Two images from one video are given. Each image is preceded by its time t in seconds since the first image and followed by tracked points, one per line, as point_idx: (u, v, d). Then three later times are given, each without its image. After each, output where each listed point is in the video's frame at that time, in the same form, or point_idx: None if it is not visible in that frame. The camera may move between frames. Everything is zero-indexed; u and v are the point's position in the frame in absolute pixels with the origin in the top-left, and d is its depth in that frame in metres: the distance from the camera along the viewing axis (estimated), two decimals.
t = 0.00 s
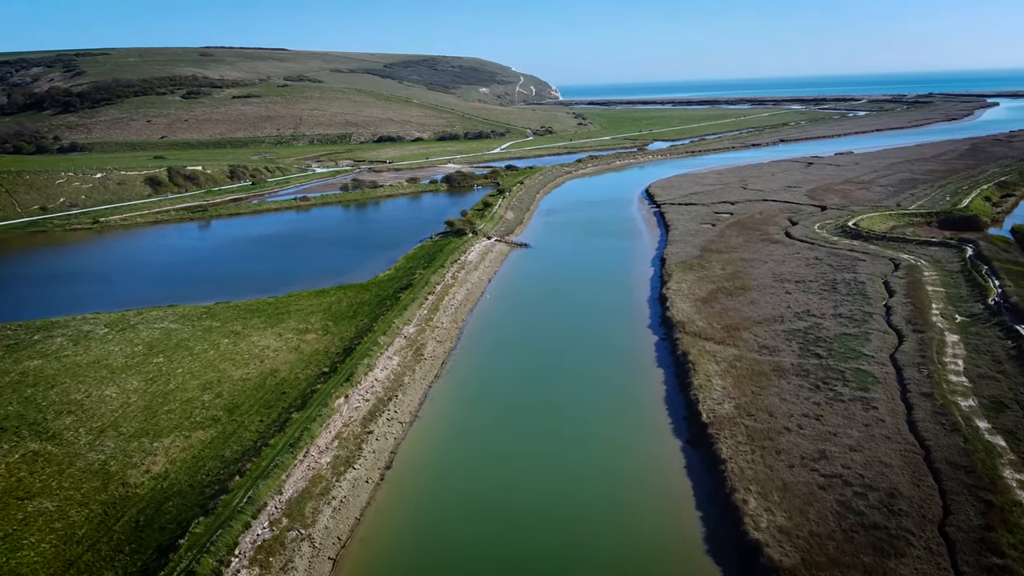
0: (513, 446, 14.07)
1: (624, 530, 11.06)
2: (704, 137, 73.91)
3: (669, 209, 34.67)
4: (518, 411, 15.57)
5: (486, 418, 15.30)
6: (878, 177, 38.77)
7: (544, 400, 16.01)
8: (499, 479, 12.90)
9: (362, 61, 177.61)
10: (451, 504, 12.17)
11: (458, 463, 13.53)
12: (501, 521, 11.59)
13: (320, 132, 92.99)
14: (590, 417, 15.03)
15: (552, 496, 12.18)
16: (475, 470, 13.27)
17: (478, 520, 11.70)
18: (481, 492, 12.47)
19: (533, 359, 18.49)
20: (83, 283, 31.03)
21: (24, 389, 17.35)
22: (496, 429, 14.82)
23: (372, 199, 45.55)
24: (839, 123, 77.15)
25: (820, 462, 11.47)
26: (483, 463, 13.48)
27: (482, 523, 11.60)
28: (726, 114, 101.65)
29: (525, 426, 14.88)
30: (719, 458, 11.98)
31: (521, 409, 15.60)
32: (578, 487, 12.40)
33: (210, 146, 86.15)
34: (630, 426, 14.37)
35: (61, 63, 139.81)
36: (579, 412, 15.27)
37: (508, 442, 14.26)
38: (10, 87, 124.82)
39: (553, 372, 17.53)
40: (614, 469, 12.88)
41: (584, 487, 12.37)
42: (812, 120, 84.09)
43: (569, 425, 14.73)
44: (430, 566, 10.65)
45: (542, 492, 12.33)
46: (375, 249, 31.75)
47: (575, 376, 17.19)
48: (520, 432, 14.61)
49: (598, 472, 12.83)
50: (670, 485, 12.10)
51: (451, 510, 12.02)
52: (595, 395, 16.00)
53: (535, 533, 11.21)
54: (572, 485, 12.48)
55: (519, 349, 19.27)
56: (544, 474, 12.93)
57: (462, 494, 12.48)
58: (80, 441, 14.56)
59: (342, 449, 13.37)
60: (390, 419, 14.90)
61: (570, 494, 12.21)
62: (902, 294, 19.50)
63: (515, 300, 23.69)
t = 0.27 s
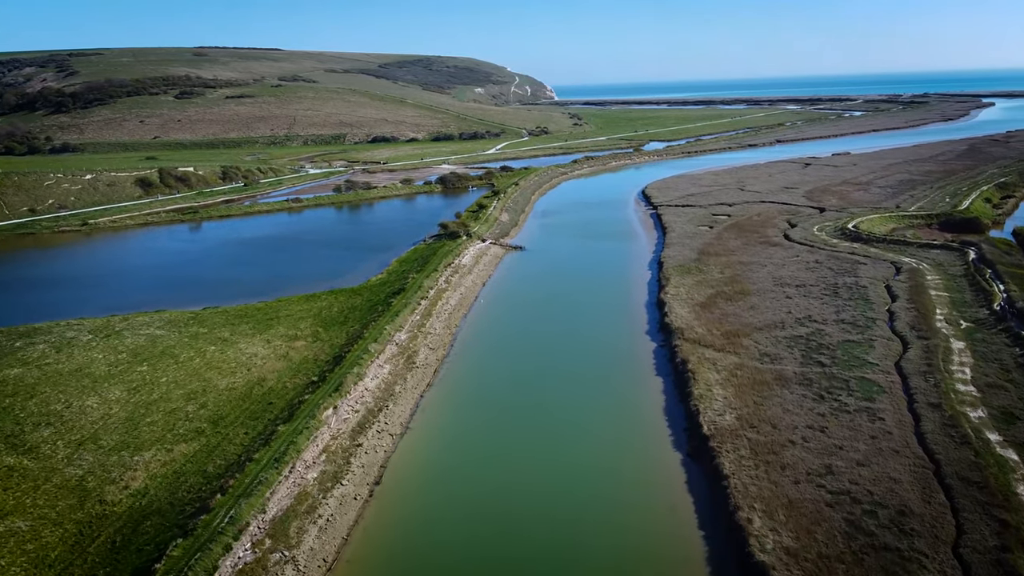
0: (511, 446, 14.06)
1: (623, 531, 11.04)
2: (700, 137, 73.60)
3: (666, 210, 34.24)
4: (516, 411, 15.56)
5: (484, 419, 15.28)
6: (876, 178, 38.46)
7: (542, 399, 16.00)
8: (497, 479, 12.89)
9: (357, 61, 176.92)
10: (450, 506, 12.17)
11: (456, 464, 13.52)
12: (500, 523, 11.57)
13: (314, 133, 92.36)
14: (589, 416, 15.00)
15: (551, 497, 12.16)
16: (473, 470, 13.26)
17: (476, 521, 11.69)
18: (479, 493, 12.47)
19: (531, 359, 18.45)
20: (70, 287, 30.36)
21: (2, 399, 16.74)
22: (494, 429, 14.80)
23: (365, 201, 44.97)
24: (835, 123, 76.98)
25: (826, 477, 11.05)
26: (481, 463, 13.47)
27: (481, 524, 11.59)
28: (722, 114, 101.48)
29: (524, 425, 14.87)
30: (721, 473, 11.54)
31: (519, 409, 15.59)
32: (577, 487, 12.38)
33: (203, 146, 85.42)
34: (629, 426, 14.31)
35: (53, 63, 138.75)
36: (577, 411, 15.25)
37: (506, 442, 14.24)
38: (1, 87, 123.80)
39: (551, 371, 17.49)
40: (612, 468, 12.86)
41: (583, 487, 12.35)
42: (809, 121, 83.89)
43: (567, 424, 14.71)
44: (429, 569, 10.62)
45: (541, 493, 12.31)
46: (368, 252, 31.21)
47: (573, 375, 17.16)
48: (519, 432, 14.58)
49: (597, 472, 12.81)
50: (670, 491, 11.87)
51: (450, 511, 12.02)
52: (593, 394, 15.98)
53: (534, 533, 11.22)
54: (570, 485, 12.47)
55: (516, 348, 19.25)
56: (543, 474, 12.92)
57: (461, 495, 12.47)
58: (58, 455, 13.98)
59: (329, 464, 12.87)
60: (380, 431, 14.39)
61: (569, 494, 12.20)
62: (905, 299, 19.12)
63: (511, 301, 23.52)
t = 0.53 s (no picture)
0: (510, 445, 14.04)
1: (624, 532, 11.02)
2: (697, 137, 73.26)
3: (664, 212, 33.79)
4: (515, 410, 15.53)
5: (483, 417, 15.26)
6: (874, 178, 38.12)
7: (540, 399, 15.98)
8: (496, 479, 12.88)
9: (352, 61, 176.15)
10: (448, 504, 12.17)
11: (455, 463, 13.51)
12: (499, 523, 11.56)
13: (308, 133, 91.69)
14: (588, 415, 14.98)
15: (550, 497, 12.15)
16: (472, 469, 13.25)
17: (475, 520, 11.68)
18: (478, 492, 12.47)
19: (529, 358, 18.39)
20: (57, 291, 29.68)
21: None
22: (493, 428, 14.77)
23: (359, 202, 44.40)
24: (831, 123, 76.77)
25: (834, 495, 10.65)
26: (480, 462, 13.45)
27: (481, 523, 11.59)
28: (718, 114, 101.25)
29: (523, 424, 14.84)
30: (724, 491, 11.10)
31: (518, 408, 15.56)
32: (576, 487, 12.37)
33: (196, 146, 84.65)
34: (628, 428, 14.26)
35: (45, 62, 137.65)
36: (576, 411, 15.22)
37: (506, 441, 14.23)
38: None
39: (550, 371, 17.43)
40: (612, 468, 12.85)
41: (582, 487, 12.33)
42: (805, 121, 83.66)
43: (566, 424, 14.69)
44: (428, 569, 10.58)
45: (540, 493, 12.30)
46: (361, 255, 30.66)
47: (572, 375, 17.11)
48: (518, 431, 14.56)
49: (596, 472, 12.79)
50: (670, 500, 11.63)
51: (449, 510, 12.01)
52: (592, 394, 15.96)
53: (534, 533, 11.22)
54: (569, 485, 12.47)
55: (515, 347, 19.20)
56: (542, 473, 12.92)
57: (460, 494, 12.47)
58: (33, 470, 13.40)
59: (316, 480, 12.37)
60: (370, 444, 13.87)
61: (567, 493, 12.20)
62: (908, 304, 18.73)
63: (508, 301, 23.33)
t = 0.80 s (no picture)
0: (510, 445, 14.02)
1: (624, 532, 10.98)
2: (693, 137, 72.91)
3: (661, 214, 33.33)
4: (515, 411, 15.53)
5: (483, 418, 15.23)
6: (874, 179, 37.75)
7: (540, 399, 15.95)
8: (496, 478, 12.85)
9: (347, 61, 175.39)
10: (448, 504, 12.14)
11: (455, 463, 13.48)
12: (499, 522, 11.52)
13: (303, 133, 91.01)
14: (587, 416, 14.95)
15: (550, 497, 12.12)
16: (471, 469, 13.23)
17: (475, 519, 11.65)
18: (478, 492, 12.44)
19: (528, 359, 18.35)
20: (43, 295, 28.98)
21: None
22: (492, 428, 14.75)
23: (352, 203, 43.81)
24: (828, 124, 76.52)
25: (843, 514, 10.25)
26: (480, 463, 13.43)
27: (481, 522, 11.56)
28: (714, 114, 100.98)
29: (522, 424, 14.85)
30: (728, 509, 10.65)
31: (517, 409, 15.53)
32: (576, 487, 12.34)
33: (190, 147, 83.89)
34: (627, 429, 14.20)
35: (38, 62, 136.62)
36: (576, 412, 15.19)
37: (505, 440, 14.24)
38: None
39: (549, 372, 17.46)
40: (612, 468, 12.83)
41: (582, 487, 12.30)
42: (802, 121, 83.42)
43: (565, 425, 14.67)
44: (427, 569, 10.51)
45: (540, 493, 12.26)
46: (354, 259, 30.12)
47: (571, 376, 17.07)
48: (517, 432, 14.54)
49: (596, 472, 12.77)
50: (670, 508, 11.40)
51: (449, 509, 11.98)
52: (591, 395, 15.93)
53: (533, 532, 11.19)
54: (569, 485, 12.45)
55: (513, 348, 19.16)
56: (541, 473, 12.90)
57: (460, 493, 12.44)
58: (8, 487, 12.79)
59: (302, 498, 11.87)
60: (359, 459, 13.34)
61: (567, 493, 12.18)
62: (913, 310, 18.32)
63: (506, 303, 23.17)
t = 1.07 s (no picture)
0: (509, 445, 14.01)
1: (623, 532, 10.97)
2: (691, 137, 72.55)
3: (660, 216, 32.87)
4: (515, 408, 15.52)
5: (482, 417, 15.22)
6: (874, 180, 37.38)
7: (539, 398, 15.93)
8: (496, 478, 12.85)
9: (342, 61, 174.62)
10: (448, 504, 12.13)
11: (455, 462, 13.48)
12: (500, 522, 11.51)
13: (298, 133, 90.40)
14: (586, 415, 14.93)
15: (550, 497, 12.11)
16: (471, 469, 13.21)
17: (475, 519, 11.64)
18: (478, 492, 12.44)
19: (527, 358, 18.32)
20: (30, 299, 28.27)
21: None
22: (492, 427, 14.74)
23: (347, 205, 43.25)
24: (826, 124, 76.23)
25: (856, 535, 9.81)
26: (479, 462, 13.41)
27: (481, 522, 11.55)
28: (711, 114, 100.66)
29: (523, 423, 14.85)
30: (734, 529, 10.19)
31: (517, 408, 15.52)
32: (576, 487, 12.34)
33: (184, 147, 83.22)
34: (627, 429, 14.14)
35: (32, 62, 135.69)
36: (575, 411, 15.17)
37: (505, 439, 14.25)
38: None
39: (548, 370, 17.43)
40: (611, 468, 12.83)
41: (582, 487, 12.29)
42: (799, 121, 83.12)
43: (565, 423, 14.66)
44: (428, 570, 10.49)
45: (540, 493, 12.26)
46: (347, 262, 29.60)
47: (571, 375, 17.04)
48: (517, 431, 14.53)
49: (595, 472, 12.76)
50: (670, 515, 11.22)
51: (450, 509, 11.97)
52: (591, 394, 15.89)
53: (534, 532, 11.20)
54: (568, 484, 12.44)
55: (512, 347, 19.11)
56: (541, 472, 12.90)
57: (460, 493, 12.43)
58: None
59: (289, 517, 11.38)
60: (349, 473, 12.83)
61: (566, 493, 12.18)
62: (919, 315, 17.90)
63: (504, 304, 22.99)
